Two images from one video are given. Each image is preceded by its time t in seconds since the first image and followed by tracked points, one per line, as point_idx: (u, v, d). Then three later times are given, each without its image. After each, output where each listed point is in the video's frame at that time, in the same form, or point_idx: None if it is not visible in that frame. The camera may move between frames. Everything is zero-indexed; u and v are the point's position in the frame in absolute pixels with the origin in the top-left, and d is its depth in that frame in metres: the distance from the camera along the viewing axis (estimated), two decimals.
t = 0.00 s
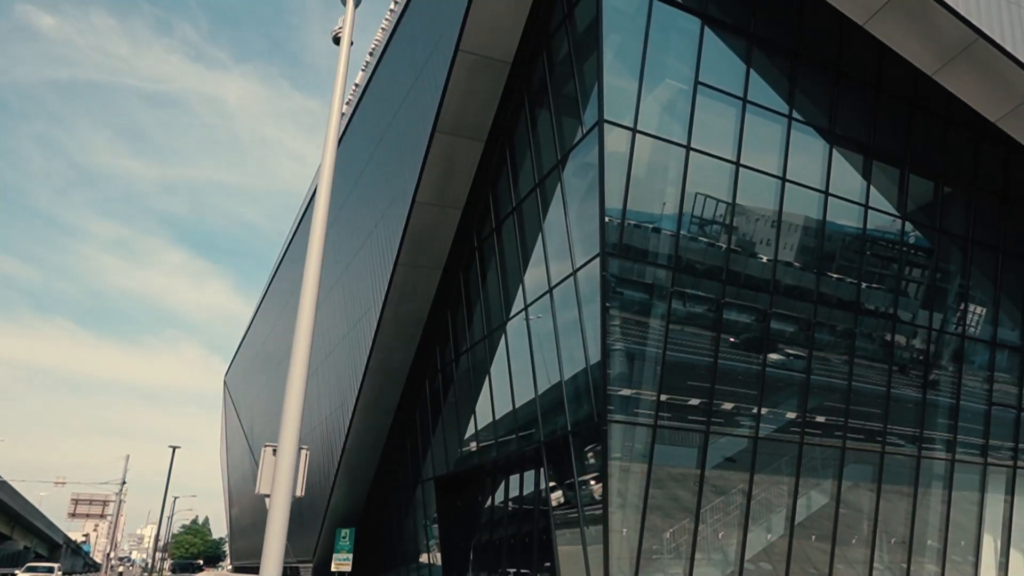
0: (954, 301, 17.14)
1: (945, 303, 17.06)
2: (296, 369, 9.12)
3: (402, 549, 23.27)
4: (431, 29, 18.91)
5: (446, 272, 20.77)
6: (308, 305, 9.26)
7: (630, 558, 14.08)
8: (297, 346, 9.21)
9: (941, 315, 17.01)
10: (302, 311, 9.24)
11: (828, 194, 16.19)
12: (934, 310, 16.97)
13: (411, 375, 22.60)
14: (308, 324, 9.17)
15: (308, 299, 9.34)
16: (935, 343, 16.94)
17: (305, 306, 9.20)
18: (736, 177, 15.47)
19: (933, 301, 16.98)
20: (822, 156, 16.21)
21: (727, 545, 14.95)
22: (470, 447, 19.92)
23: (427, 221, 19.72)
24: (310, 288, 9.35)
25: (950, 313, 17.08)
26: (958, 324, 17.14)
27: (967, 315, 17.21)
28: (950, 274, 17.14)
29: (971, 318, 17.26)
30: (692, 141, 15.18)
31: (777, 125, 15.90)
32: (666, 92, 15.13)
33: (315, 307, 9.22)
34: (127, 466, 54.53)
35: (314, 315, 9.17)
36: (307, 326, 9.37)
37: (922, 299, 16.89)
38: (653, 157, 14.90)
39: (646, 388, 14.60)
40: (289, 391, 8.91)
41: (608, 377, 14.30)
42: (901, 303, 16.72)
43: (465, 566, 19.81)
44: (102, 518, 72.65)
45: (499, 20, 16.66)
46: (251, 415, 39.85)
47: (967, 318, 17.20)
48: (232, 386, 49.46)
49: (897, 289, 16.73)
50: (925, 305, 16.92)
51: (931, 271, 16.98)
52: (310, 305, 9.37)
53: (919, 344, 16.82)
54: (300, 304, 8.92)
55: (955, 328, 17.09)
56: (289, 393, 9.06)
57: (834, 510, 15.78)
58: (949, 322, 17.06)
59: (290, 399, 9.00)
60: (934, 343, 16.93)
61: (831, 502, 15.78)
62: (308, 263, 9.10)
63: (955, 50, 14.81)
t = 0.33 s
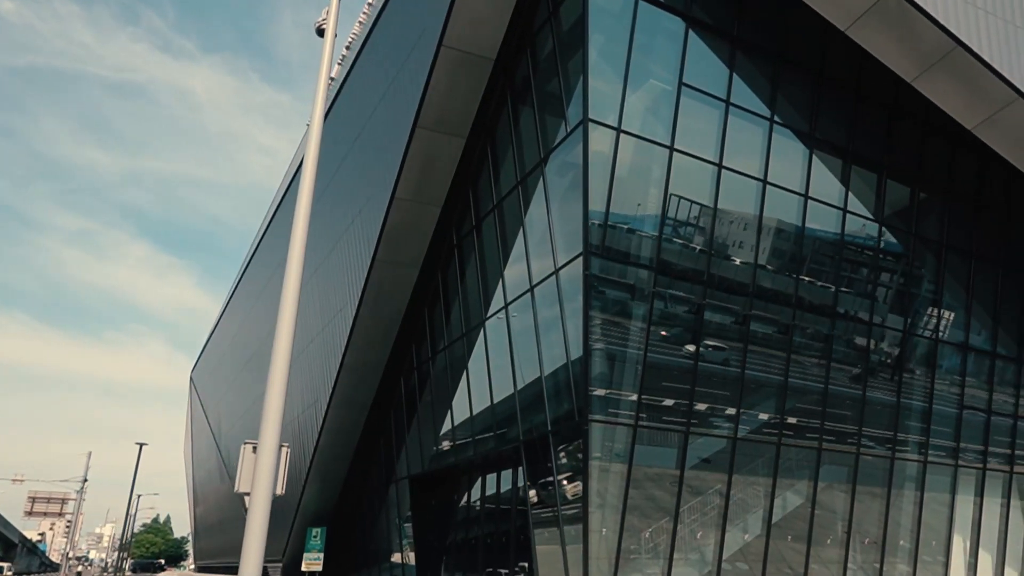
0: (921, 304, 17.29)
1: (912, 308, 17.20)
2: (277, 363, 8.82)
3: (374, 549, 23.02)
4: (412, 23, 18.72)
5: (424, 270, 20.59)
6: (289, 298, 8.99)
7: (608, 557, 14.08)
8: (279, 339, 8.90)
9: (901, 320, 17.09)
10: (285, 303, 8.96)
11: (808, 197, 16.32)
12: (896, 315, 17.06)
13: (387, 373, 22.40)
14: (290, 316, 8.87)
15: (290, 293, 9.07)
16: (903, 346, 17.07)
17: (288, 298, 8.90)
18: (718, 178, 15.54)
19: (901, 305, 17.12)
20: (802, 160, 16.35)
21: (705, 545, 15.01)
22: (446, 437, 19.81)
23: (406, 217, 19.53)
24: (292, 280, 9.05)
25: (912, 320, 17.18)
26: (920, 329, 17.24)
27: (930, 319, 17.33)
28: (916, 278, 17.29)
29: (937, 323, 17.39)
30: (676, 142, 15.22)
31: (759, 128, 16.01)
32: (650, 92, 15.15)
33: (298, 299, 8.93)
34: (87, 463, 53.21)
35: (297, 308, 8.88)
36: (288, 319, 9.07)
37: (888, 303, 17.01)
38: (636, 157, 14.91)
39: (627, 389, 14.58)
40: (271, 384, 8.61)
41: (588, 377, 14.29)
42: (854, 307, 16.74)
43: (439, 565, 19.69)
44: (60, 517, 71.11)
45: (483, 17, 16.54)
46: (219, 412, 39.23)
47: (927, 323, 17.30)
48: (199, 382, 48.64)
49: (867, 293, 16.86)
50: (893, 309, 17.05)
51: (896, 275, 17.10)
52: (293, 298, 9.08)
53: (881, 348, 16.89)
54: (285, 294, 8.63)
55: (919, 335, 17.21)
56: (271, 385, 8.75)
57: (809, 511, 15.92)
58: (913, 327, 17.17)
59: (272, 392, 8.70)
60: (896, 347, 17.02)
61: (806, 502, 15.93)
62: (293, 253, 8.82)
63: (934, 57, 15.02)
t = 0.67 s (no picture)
0: (889, 309, 17.49)
1: (881, 311, 17.40)
2: (262, 360, 8.45)
3: (346, 549, 22.76)
4: (395, 19, 18.50)
5: (403, 267, 20.38)
6: (274, 293, 8.59)
7: (589, 558, 14.08)
8: (263, 335, 8.54)
9: (870, 324, 17.27)
10: (270, 297, 8.58)
11: (789, 202, 16.48)
12: (864, 318, 17.24)
13: (363, 371, 22.16)
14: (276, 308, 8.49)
15: (275, 286, 8.69)
16: (870, 350, 17.23)
17: (274, 289, 8.51)
18: (702, 181, 15.61)
19: (870, 309, 17.30)
20: (784, 164, 16.50)
21: (684, 546, 15.05)
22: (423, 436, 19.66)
23: (386, 214, 19.27)
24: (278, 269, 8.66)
25: (882, 323, 17.38)
26: (891, 335, 17.46)
27: (900, 323, 17.56)
28: (887, 283, 17.49)
29: (907, 327, 17.63)
30: (661, 145, 15.25)
31: (742, 132, 16.12)
32: (636, 94, 15.17)
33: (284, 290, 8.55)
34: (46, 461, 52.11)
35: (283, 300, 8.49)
36: (274, 313, 8.71)
37: (857, 307, 17.16)
38: (621, 159, 14.93)
39: (609, 392, 14.58)
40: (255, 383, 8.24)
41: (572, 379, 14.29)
42: (829, 310, 16.92)
43: (414, 565, 19.55)
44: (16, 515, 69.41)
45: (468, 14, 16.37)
46: (186, 409, 38.56)
47: (897, 327, 17.52)
48: (164, 378, 47.73)
49: (837, 297, 17.00)
50: (864, 313, 17.24)
51: (864, 280, 17.25)
52: (278, 291, 8.70)
53: (851, 352, 17.05)
54: (269, 291, 8.22)
55: (888, 339, 17.42)
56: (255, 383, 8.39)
57: (786, 513, 16.08)
58: (882, 331, 17.38)
59: (256, 389, 8.34)
60: (865, 352, 17.19)
61: (783, 504, 16.08)
62: (277, 247, 8.38)
63: (916, 66, 15.24)
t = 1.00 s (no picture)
0: (856, 310, 17.61)
1: (848, 312, 17.52)
2: (241, 354, 8.09)
3: (316, 548, 22.44)
4: (375, 11, 18.24)
5: (379, 263, 20.14)
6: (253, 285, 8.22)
7: (567, 558, 14.02)
8: (243, 328, 8.17)
9: (839, 327, 17.39)
10: (250, 288, 8.21)
11: (768, 203, 16.60)
12: (834, 320, 17.36)
13: (335, 368, 21.86)
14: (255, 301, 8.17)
15: (256, 276, 8.32)
16: (837, 352, 17.33)
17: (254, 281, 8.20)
18: (683, 181, 15.64)
19: (838, 311, 17.41)
20: (763, 165, 16.61)
21: (661, 546, 15.06)
22: (397, 436, 19.41)
23: (363, 209, 18.99)
24: (258, 260, 8.33)
25: (850, 326, 17.52)
26: (862, 337, 17.63)
27: (870, 327, 17.73)
28: (857, 285, 17.64)
29: (876, 330, 17.79)
30: (644, 144, 15.25)
31: (723, 133, 16.19)
32: (620, 93, 15.13)
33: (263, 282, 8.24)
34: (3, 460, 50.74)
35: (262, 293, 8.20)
36: (253, 305, 8.33)
37: (826, 309, 17.26)
38: (604, 157, 14.89)
39: (589, 392, 14.53)
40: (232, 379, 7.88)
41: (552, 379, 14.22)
42: (801, 313, 16.98)
43: (387, 564, 19.34)
44: None
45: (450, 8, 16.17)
46: (150, 406, 37.79)
47: (866, 329, 17.69)
48: (127, 373, 46.76)
49: (806, 301, 17.06)
50: (834, 314, 17.36)
51: (833, 283, 17.35)
52: (260, 282, 8.32)
53: (822, 355, 17.16)
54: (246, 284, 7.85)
55: (856, 342, 17.55)
56: (233, 378, 8.02)
57: (761, 513, 16.19)
58: (851, 334, 17.52)
59: (235, 384, 7.97)
60: (833, 353, 17.30)
61: (758, 504, 16.19)
62: (255, 237, 7.99)
63: (895, 71, 15.42)
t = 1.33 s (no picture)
0: (826, 313, 17.67)
1: (819, 315, 17.55)
2: (222, 344, 7.78)
3: (288, 545, 22.09)
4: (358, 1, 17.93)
5: (356, 257, 19.85)
6: (235, 271, 7.90)
7: (547, 556, 13.93)
8: (224, 316, 7.86)
9: (808, 331, 17.39)
10: (232, 276, 7.90)
11: (750, 203, 16.66)
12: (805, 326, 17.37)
13: (310, 363, 21.51)
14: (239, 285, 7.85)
15: (238, 261, 8.00)
16: (809, 352, 17.39)
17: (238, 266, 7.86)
18: (668, 180, 15.63)
19: (809, 313, 17.43)
20: (745, 165, 16.67)
21: (640, 545, 15.02)
22: (372, 433, 19.12)
23: (341, 202, 18.65)
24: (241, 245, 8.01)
25: (820, 329, 17.56)
26: (832, 340, 17.70)
27: (843, 331, 17.84)
28: (827, 287, 17.69)
29: (845, 333, 17.86)
30: (629, 141, 15.21)
31: (707, 132, 16.22)
32: (605, 89, 15.05)
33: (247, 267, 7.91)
34: None
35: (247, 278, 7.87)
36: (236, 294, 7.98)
37: (798, 313, 17.29)
38: (589, 153, 14.80)
39: (571, 391, 14.45)
40: (213, 369, 7.56)
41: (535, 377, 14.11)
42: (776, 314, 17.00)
43: (361, 563, 19.07)
44: None
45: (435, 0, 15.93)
46: (114, 402, 36.93)
47: (835, 334, 17.73)
48: (90, 368, 45.71)
49: (778, 303, 17.04)
50: (804, 319, 17.37)
51: (803, 285, 17.37)
52: (243, 269, 8.01)
53: (791, 357, 17.17)
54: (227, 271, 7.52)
55: (826, 343, 17.61)
56: (214, 367, 7.71)
57: (739, 512, 16.25)
58: (820, 337, 17.54)
59: (216, 374, 7.66)
60: (803, 356, 17.33)
61: (736, 503, 16.25)
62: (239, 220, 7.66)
63: (878, 74, 15.56)
